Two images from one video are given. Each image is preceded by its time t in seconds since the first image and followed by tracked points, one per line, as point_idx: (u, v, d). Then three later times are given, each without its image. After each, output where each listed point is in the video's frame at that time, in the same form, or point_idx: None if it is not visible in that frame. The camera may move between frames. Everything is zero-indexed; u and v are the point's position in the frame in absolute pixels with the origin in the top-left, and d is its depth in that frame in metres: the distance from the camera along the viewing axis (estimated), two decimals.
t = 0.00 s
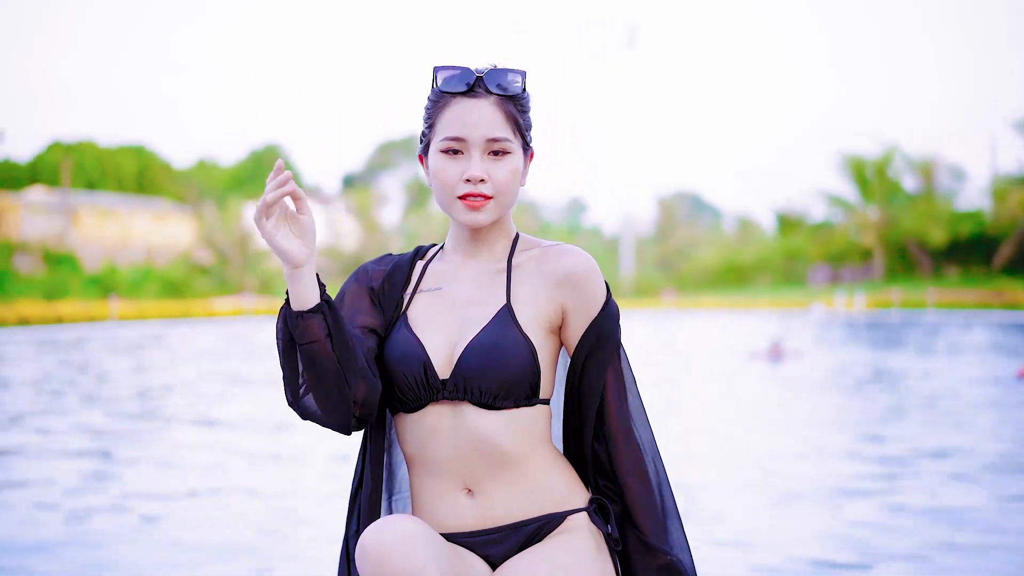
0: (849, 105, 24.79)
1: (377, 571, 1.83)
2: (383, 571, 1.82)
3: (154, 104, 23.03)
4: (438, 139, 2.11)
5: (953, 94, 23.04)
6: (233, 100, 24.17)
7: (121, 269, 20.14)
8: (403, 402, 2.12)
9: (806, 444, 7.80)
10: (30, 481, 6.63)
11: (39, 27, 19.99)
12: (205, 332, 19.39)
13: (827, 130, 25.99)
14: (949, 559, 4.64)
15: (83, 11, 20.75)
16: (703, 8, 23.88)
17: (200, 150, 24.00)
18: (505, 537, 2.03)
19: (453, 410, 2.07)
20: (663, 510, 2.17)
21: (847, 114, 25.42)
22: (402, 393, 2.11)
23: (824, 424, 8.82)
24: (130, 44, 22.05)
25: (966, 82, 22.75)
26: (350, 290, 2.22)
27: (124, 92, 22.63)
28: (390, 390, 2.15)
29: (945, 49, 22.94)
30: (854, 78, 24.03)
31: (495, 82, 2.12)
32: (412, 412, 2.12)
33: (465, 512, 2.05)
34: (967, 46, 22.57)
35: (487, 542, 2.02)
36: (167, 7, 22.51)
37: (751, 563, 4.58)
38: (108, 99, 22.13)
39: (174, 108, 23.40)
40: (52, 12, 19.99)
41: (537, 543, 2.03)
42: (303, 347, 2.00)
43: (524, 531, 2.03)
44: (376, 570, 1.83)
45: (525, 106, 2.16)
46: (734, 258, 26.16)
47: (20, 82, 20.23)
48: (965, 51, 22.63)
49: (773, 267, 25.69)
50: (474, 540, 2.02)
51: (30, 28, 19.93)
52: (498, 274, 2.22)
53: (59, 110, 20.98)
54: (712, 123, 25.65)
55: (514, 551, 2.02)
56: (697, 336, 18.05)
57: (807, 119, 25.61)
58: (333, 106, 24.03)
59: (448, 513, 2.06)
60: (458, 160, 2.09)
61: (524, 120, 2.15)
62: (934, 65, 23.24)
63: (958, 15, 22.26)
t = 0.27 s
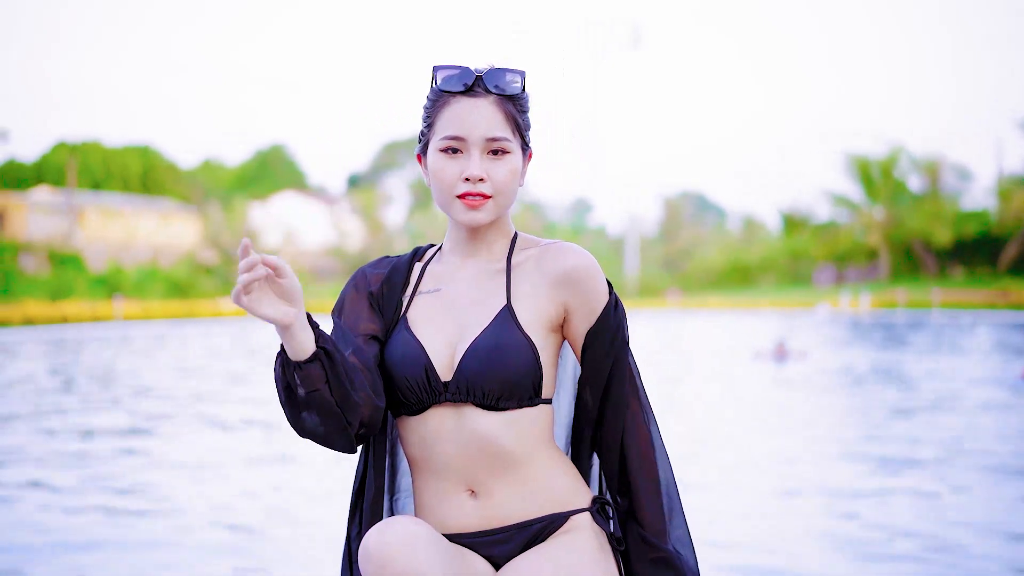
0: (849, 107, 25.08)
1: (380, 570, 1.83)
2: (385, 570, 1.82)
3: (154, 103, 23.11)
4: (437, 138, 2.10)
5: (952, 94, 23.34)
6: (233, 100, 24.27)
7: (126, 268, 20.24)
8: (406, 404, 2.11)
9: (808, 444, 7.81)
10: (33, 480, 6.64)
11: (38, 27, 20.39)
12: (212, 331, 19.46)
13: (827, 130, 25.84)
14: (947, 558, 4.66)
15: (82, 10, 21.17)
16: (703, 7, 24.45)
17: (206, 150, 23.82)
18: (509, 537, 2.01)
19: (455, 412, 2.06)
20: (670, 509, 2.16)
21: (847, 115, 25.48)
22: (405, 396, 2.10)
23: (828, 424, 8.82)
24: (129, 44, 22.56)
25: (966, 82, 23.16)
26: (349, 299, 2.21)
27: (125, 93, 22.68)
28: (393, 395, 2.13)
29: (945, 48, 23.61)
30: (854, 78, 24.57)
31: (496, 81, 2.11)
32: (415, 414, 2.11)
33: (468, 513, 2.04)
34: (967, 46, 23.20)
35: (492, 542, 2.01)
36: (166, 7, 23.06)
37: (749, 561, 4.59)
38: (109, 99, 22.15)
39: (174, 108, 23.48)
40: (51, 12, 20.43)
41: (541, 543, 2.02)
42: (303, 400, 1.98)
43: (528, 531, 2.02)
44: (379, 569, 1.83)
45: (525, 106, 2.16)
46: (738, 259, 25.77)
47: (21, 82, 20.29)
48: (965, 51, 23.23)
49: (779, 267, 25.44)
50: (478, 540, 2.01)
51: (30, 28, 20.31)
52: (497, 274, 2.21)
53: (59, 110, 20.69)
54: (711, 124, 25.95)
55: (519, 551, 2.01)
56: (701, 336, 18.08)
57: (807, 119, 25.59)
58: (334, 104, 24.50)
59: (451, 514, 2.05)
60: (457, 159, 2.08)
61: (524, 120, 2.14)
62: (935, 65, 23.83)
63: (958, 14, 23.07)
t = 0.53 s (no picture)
0: (849, 106, 24.96)
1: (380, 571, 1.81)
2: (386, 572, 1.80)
3: (154, 103, 23.02)
4: (437, 136, 2.11)
5: (952, 94, 23.06)
6: (232, 100, 24.28)
7: (132, 269, 20.28)
8: (409, 407, 2.06)
9: (812, 444, 7.78)
10: (35, 481, 6.63)
11: (38, 27, 20.26)
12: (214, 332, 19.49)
13: (827, 130, 25.70)
14: (950, 558, 4.64)
15: (83, 11, 21.01)
16: (701, 8, 24.17)
17: (213, 151, 23.94)
18: (513, 536, 1.97)
19: (459, 413, 2.02)
20: (675, 508, 2.17)
21: (846, 114, 25.21)
22: (409, 399, 2.05)
23: (832, 424, 8.80)
24: (130, 44, 22.34)
25: (966, 83, 22.75)
26: (351, 305, 2.17)
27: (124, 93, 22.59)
28: (396, 398, 2.10)
29: (944, 49, 23.09)
30: (853, 78, 24.41)
31: (497, 79, 2.12)
32: (419, 415, 2.06)
33: (472, 513, 1.99)
34: (966, 46, 22.49)
35: (497, 542, 1.96)
36: (166, 7, 22.97)
37: (751, 561, 4.58)
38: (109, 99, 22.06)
39: (175, 108, 23.40)
40: (51, 12, 20.31)
41: (545, 541, 1.97)
42: (314, 448, 1.96)
43: (533, 530, 1.97)
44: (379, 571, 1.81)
45: (525, 105, 2.17)
46: (745, 258, 25.85)
47: (21, 82, 20.16)
48: (964, 51, 22.56)
49: (784, 267, 25.43)
50: (482, 540, 1.97)
51: (30, 28, 20.16)
52: (497, 273, 2.17)
53: (59, 110, 20.63)
54: (710, 124, 26.12)
55: (523, 550, 1.96)
56: (706, 336, 18.08)
57: (806, 119, 25.41)
58: (335, 103, 24.37)
59: (456, 514, 2.00)
60: (457, 157, 2.09)
61: (524, 119, 2.15)
62: (934, 65, 23.46)
63: (958, 14, 22.24)
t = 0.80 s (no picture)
0: (849, 107, 25.40)
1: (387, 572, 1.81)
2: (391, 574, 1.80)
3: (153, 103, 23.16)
4: (439, 133, 2.09)
5: (953, 94, 23.49)
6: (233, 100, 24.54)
7: (140, 269, 20.48)
8: (415, 406, 2.04)
9: (819, 444, 7.77)
10: (42, 481, 6.65)
11: (39, 27, 20.67)
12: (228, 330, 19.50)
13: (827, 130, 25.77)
14: (954, 557, 4.64)
15: (82, 10, 21.44)
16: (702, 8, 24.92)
17: (222, 150, 23.91)
18: (520, 535, 1.95)
19: (465, 413, 1.99)
20: (682, 497, 2.13)
21: (846, 113, 25.43)
22: (414, 399, 2.03)
23: (840, 424, 8.77)
24: (129, 44, 22.83)
25: (966, 82, 23.29)
26: (358, 305, 2.14)
27: (126, 94, 22.65)
28: (401, 399, 2.07)
29: (944, 48, 23.84)
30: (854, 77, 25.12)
31: (499, 77, 2.10)
32: (424, 414, 2.03)
33: (478, 512, 1.97)
34: (966, 46, 23.19)
35: (502, 541, 1.95)
36: (167, 7, 23.38)
37: (755, 561, 4.58)
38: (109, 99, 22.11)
39: (175, 108, 23.52)
40: (51, 12, 20.73)
41: (550, 541, 1.96)
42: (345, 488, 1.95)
43: (539, 528, 1.95)
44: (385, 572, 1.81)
45: (527, 102, 2.15)
46: (753, 258, 25.76)
47: (21, 82, 20.34)
48: (965, 51, 23.25)
49: (794, 267, 25.27)
50: (487, 539, 1.96)
51: (30, 28, 20.58)
52: (501, 271, 2.14)
53: (59, 110, 20.55)
54: (711, 123, 26.33)
55: (530, 549, 1.95)
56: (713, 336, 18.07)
57: (806, 119, 25.70)
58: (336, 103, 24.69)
59: (461, 513, 1.98)
60: (459, 154, 2.07)
61: (526, 116, 2.13)
62: (934, 65, 24.16)
63: (958, 14, 22.99)
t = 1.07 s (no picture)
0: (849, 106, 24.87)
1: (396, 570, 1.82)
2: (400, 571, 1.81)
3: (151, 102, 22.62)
4: (441, 132, 2.12)
5: (952, 94, 23.20)
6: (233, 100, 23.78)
7: (148, 268, 20.63)
8: (422, 406, 2.05)
9: (823, 444, 7.76)
10: (47, 480, 6.70)
11: (38, 27, 20.49)
12: (231, 330, 19.45)
13: (827, 130, 25.50)
14: (944, 557, 4.64)
15: (82, 11, 21.12)
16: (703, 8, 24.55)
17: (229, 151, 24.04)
18: (527, 533, 1.96)
19: (471, 412, 2.01)
20: (695, 489, 2.18)
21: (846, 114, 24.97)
22: (422, 399, 2.04)
23: (845, 425, 8.73)
24: (130, 44, 22.28)
25: (966, 83, 22.80)
26: (366, 305, 2.16)
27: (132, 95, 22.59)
28: (408, 400, 2.08)
29: (944, 49, 23.23)
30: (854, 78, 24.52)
31: (499, 75, 2.12)
32: (432, 414, 2.05)
33: (484, 512, 1.98)
34: (966, 46, 22.63)
35: (508, 540, 1.96)
36: (167, 7, 22.74)
37: (748, 559, 4.59)
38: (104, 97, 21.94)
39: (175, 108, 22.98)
40: (51, 12, 20.52)
41: (556, 540, 1.96)
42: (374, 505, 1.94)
43: (546, 527, 1.96)
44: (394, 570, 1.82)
45: (529, 99, 2.17)
46: (761, 258, 25.67)
47: (21, 82, 20.55)
48: (964, 51, 22.68)
49: (802, 267, 25.35)
50: (493, 538, 1.96)
51: (29, 28, 20.43)
52: (508, 270, 2.15)
53: (58, 110, 20.85)
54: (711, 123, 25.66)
55: (536, 548, 1.96)
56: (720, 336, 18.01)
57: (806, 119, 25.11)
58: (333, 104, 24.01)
59: (467, 512, 1.99)
60: (460, 152, 2.09)
61: (528, 114, 2.15)
62: (934, 65, 23.49)
63: (958, 14, 22.45)
